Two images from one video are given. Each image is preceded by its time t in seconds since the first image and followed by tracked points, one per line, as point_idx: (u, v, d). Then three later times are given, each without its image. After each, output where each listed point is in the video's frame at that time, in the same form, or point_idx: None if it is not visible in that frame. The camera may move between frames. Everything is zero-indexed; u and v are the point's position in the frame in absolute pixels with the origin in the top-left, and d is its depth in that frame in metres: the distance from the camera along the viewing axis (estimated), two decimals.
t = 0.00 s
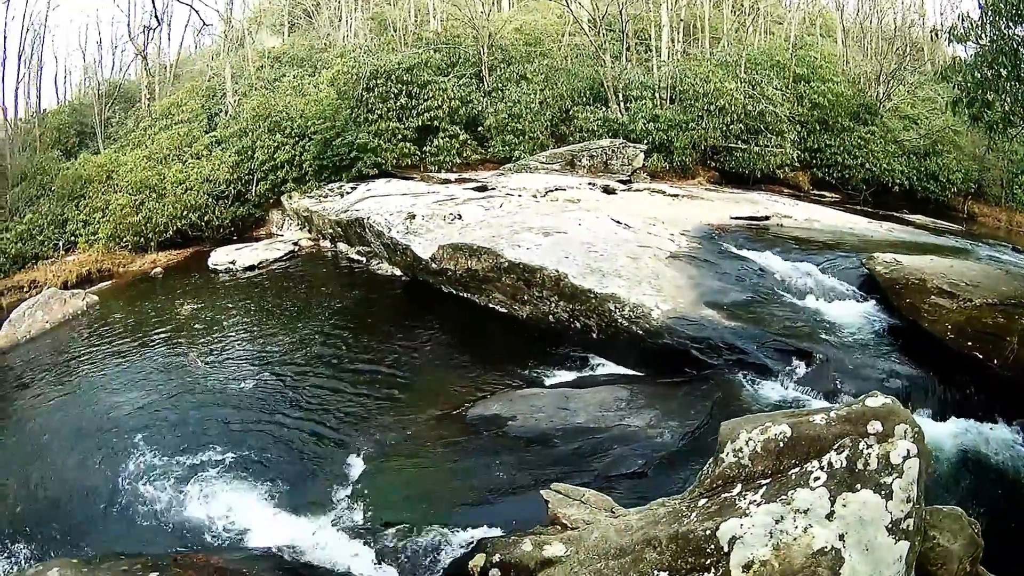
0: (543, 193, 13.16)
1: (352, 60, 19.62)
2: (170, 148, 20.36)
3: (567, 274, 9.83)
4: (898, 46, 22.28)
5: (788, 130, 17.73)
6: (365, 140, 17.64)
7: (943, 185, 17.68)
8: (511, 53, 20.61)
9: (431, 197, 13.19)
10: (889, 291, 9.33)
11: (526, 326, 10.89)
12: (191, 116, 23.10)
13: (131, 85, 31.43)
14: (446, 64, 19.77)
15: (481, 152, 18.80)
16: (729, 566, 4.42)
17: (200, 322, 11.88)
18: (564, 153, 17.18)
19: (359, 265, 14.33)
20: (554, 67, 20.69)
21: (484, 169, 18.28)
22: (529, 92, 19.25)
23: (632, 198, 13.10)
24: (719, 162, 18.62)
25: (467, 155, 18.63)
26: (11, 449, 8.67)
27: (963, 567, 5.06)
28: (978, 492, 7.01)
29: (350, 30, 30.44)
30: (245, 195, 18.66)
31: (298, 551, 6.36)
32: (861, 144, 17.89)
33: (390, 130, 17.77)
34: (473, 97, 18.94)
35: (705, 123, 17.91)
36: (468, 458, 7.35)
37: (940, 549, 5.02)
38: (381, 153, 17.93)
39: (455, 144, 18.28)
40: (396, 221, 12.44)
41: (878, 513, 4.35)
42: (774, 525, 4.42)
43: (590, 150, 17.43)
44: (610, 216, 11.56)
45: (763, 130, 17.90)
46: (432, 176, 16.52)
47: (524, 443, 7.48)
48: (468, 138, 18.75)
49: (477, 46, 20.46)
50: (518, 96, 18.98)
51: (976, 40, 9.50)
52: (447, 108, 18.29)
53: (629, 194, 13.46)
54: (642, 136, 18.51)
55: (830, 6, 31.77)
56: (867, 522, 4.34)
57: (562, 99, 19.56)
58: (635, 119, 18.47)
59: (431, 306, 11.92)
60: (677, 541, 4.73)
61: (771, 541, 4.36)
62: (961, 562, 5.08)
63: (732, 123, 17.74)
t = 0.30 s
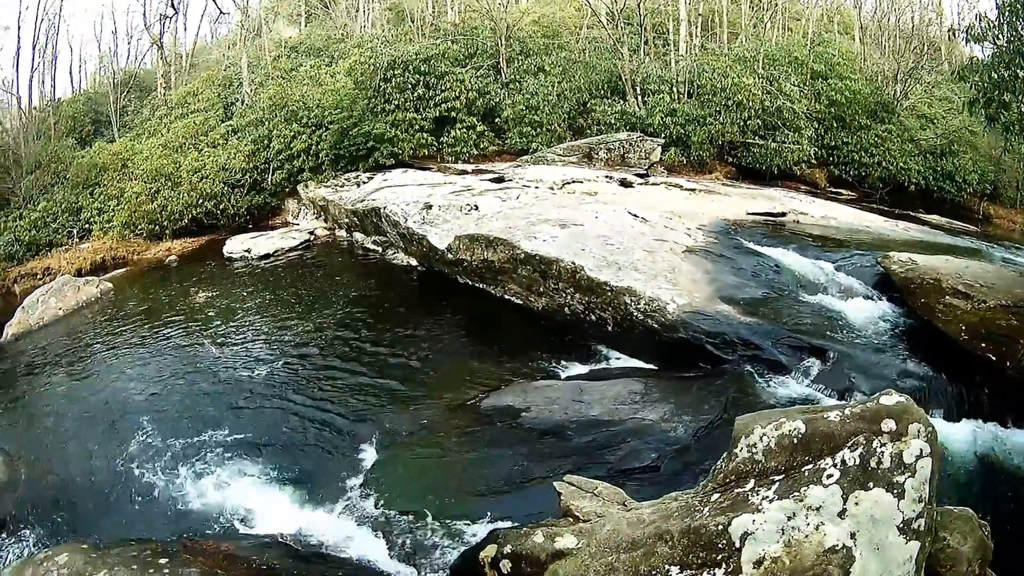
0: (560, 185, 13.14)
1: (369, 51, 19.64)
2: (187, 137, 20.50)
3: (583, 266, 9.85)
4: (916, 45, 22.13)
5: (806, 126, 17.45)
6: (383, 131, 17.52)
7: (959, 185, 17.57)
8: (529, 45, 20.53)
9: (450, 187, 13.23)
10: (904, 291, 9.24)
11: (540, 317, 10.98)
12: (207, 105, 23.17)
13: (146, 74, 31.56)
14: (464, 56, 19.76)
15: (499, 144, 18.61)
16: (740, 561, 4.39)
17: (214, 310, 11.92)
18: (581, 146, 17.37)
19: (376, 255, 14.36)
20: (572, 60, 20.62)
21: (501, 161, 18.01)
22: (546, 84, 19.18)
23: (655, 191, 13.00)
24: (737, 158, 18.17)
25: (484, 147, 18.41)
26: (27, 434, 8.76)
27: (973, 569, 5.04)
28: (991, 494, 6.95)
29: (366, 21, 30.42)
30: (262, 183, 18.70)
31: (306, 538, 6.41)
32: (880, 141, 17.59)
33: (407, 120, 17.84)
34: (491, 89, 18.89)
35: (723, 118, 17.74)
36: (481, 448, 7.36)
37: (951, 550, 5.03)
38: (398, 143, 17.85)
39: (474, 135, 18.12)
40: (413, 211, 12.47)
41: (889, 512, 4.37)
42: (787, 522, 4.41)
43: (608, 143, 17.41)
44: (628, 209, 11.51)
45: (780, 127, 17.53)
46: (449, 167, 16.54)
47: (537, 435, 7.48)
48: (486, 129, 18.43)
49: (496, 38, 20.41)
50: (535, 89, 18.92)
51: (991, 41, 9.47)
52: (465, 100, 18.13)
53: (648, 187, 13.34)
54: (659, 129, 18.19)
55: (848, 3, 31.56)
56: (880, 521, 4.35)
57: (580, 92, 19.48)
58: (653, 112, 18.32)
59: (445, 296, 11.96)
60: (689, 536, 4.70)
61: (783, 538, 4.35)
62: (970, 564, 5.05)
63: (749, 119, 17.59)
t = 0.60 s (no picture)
0: (585, 188, 13.14)
1: (396, 48, 19.74)
2: (211, 128, 20.66)
3: (606, 270, 9.90)
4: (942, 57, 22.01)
5: (830, 137, 17.32)
6: (409, 129, 17.73)
7: (981, 201, 17.44)
8: (556, 47, 20.16)
9: (475, 187, 13.22)
10: (924, 305, 9.11)
11: (561, 319, 11.00)
12: (233, 97, 23.36)
13: (172, 65, 31.92)
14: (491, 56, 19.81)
15: (524, 145, 18.65)
16: (755, 571, 4.42)
17: (235, 301, 12.00)
18: (607, 150, 17.35)
19: (400, 253, 14.41)
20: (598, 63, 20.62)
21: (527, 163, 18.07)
22: (573, 88, 18.86)
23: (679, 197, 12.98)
24: (761, 166, 18.11)
25: (510, 147, 18.41)
26: (46, 416, 8.88)
27: None
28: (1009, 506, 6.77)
29: (394, 18, 30.44)
30: (285, 177, 19.15)
31: (318, 531, 6.44)
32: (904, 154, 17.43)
33: (434, 120, 17.88)
34: (518, 90, 18.83)
35: (749, 127, 17.66)
36: (500, 449, 7.38)
37: (964, 567, 4.98)
38: (423, 142, 18.00)
39: (499, 136, 18.20)
40: (438, 209, 12.63)
41: (905, 526, 4.34)
42: (802, 533, 4.40)
43: (633, 148, 17.34)
44: (653, 215, 11.52)
45: (806, 137, 17.44)
46: (474, 167, 16.59)
47: (555, 438, 7.48)
48: (511, 130, 18.46)
49: (522, 38, 20.14)
50: (562, 91, 18.73)
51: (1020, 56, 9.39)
52: (491, 100, 18.12)
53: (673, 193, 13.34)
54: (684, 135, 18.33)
55: (876, 13, 31.38)
56: (894, 535, 4.34)
57: (607, 95, 19.39)
58: (679, 118, 18.33)
59: (466, 295, 12.01)
60: (705, 543, 4.70)
61: (798, 549, 4.35)
62: None
63: (775, 128, 17.46)
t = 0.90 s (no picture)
0: (618, 190, 13.12)
1: (429, 49, 19.90)
2: (242, 127, 21.12)
3: (639, 273, 9.86)
4: (971, 61, 21.83)
5: (862, 142, 17.25)
6: (442, 129, 17.77)
7: (1011, 208, 17.25)
8: (588, 49, 20.29)
9: (508, 188, 13.38)
10: (954, 312, 9.00)
11: (594, 321, 11.02)
12: (265, 96, 23.61)
13: (202, 63, 32.25)
14: (524, 57, 19.92)
15: (557, 147, 18.70)
16: None
17: (266, 298, 12.11)
18: (641, 152, 17.35)
19: (433, 251, 14.54)
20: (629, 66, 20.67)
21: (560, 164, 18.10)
22: (606, 89, 18.97)
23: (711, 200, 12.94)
24: (793, 171, 18.11)
25: (543, 149, 18.53)
26: (76, 406, 9.02)
27: None
28: None
29: (427, 18, 30.53)
30: (318, 176, 19.27)
31: (343, 528, 6.49)
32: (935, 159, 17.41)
33: (467, 119, 17.86)
34: (551, 91, 18.87)
35: (781, 130, 17.50)
36: (533, 450, 7.39)
37: None
38: (456, 142, 17.95)
39: (532, 137, 18.25)
40: (471, 210, 12.83)
41: (932, 536, 4.21)
42: (830, 540, 4.27)
43: (667, 151, 17.29)
44: (686, 218, 11.52)
45: (838, 142, 17.32)
46: (508, 167, 16.73)
47: (586, 440, 7.49)
48: (544, 132, 18.55)
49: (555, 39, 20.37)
50: (594, 93, 18.71)
51: None
52: (523, 101, 18.15)
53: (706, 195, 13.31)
54: (717, 139, 18.19)
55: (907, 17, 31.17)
56: (921, 544, 4.20)
57: (640, 97, 19.26)
58: (712, 121, 18.18)
59: (500, 295, 12.09)
60: (734, 548, 4.64)
61: (826, 556, 4.23)
62: None
63: (807, 132, 17.33)
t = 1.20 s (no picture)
0: (657, 192, 13.09)
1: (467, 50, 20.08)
2: (279, 127, 21.63)
3: (679, 274, 9.90)
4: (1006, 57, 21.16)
5: (898, 142, 16.96)
6: (481, 130, 17.98)
7: None
8: (626, 49, 20.36)
9: (546, 188, 13.53)
10: (989, 316, 8.77)
11: (633, 322, 11.00)
12: (302, 96, 23.90)
13: (237, 65, 32.64)
14: (561, 58, 20.04)
15: (596, 147, 18.76)
16: None
17: (303, 297, 12.24)
18: (679, 153, 17.38)
19: (472, 252, 14.62)
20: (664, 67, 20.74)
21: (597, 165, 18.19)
22: (643, 89, 19.00)
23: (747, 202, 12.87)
24: (829, 172, 18.08)
25: (580, 149, 18.57)
26: (115, 399, 9.19)
27: None
28: None
29: (462, 19, 30.57)
30: (356, 176, 19.72)
31: (382, 528, 6.50)
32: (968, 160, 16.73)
33: (505, 120, 18.14)
34: (588, 92, 18.98)
35: (817, 131, 17.45)
36: (570, 451, 7.40)
37: None
38: (495, 142, 18.23)
39: (569, 137, 18.37)
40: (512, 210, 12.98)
41: (964, 540, 4.14)
42: (866, 543, 4.22)
43: (705, 152, 17.39)
44: (724, 219, 11.52)
45: (873, 143, 17.19)
46: (547, 168, 16.85)
47: (625, 442, 7.50)
48: (583, 132, 18.57)
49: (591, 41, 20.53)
50: (632, 93, 18.85)
51: None
52: (561, 101, 18.36)
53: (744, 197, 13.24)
54: (754, 140, 18.11)
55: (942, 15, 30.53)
56: (954, 549, 4.13)
57: (677, 98, 19.13)
58: (749, 122, 18.10)
59: (538, 295, 12.11)
60: (771, 551, 4.57)
61: (862, 560, 4.15)
62: None
63: (844, 133, 17.23)
